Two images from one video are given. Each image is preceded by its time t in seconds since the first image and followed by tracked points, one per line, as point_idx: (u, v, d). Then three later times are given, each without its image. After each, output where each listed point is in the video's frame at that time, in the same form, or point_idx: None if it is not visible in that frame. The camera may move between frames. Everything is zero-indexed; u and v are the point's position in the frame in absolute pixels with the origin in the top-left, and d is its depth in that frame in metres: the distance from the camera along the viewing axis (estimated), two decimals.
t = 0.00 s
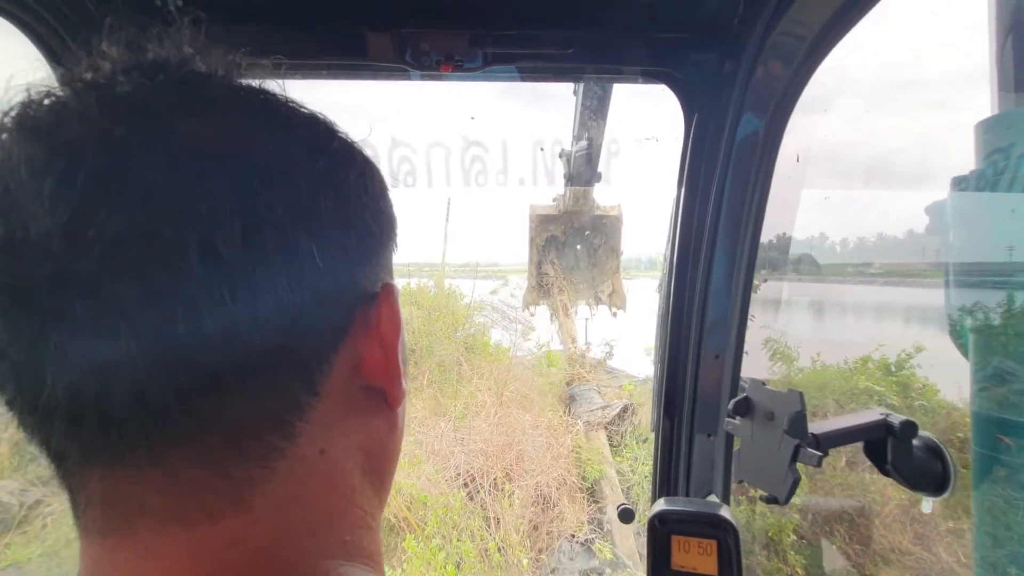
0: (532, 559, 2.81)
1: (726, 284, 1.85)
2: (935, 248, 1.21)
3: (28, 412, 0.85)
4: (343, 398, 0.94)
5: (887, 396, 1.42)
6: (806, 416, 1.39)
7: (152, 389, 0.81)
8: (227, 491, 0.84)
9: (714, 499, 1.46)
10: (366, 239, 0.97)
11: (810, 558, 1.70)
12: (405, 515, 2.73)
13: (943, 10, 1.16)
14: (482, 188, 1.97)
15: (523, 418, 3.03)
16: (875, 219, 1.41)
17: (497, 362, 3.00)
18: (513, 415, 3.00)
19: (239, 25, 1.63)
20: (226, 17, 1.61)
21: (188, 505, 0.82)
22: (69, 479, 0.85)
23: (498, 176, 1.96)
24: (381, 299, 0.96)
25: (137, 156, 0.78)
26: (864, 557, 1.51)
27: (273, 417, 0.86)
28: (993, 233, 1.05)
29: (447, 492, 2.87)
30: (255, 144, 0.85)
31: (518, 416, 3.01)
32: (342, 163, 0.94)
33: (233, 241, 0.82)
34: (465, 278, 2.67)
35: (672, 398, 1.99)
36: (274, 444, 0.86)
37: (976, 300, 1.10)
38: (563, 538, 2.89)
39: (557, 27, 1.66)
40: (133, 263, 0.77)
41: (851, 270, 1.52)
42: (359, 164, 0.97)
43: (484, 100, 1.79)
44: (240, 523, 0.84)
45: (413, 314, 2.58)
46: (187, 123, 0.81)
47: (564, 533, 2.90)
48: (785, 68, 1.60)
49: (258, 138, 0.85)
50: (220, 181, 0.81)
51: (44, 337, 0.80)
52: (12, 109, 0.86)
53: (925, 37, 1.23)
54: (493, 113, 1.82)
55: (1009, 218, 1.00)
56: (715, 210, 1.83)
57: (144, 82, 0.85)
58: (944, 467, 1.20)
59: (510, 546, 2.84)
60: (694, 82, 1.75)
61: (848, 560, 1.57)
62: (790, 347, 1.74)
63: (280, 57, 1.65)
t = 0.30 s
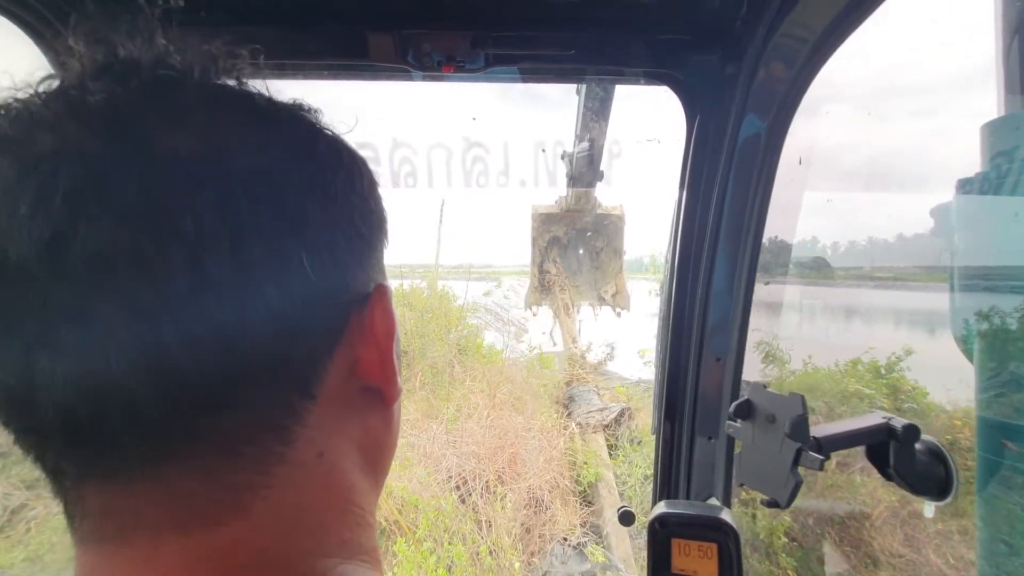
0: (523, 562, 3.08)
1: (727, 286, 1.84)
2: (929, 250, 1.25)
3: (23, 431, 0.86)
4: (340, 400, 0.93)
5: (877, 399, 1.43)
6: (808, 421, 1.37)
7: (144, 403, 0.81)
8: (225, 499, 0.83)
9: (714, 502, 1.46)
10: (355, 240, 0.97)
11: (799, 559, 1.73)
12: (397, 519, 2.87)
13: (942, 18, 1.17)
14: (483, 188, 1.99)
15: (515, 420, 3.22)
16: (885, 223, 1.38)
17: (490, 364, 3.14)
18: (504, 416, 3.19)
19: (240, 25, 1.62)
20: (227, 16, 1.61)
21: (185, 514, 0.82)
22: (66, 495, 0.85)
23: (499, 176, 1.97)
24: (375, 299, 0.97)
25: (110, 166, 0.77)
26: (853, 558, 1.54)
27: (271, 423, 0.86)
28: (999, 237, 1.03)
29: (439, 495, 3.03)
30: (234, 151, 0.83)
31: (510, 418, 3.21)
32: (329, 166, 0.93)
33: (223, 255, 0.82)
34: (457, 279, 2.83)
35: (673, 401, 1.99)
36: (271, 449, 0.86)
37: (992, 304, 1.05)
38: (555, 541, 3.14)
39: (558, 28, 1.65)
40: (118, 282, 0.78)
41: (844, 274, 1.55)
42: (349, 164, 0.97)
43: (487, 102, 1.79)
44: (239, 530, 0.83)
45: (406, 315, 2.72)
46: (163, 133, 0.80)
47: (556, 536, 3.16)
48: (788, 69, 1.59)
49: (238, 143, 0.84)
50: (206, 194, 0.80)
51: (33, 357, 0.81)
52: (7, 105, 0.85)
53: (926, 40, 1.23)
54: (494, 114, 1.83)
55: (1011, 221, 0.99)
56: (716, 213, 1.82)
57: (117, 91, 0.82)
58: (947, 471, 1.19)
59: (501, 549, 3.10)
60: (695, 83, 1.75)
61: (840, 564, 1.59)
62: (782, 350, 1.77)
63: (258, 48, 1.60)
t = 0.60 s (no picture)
0: (513, 564, 3.05)
1: (725, 288, 1.84)
2: (918, 252, 1.26)
3: (16, 445, 0.85)
4: (340, 404, 0.93)
5: (864, 399, 1.45)
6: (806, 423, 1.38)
7: (141, 415, 0.81)
8: (225, 507, 0.83)
9: (710, 505, 1.46)
10: (353, 244, 0.97)
11: (787, 560, 1.75)
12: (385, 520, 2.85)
13: (943, 21, 1.15)
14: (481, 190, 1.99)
15: (505, 420, 3.28)
16: (881, 226, 1.38)
17: (481, 364, 3.22)
18: (494, 417, 3.25)
19: (241, 25, 1.62)
20: (227, 16, 1.61)
21: (186, 523, 0.82)
22: (60, 508, 0.85)
23: (497, 178, 1.98)
24: (374, 304, 0.97)
25: (98, 173, 0.77)
26: (841, 559, 1.55)
27: (269, 431, 0.86)
28: (995, 240, 1.02)
29: (428, 497, 2.99)
30: (231, 157, 0.84)
31: (500, 419, 3.27)
32: (326, 172, 0.94)
33: (220, 273, 0.82)
34: (448, 279, 2.84)
35: (669, 403, 1.98)
36: (271, 458, 0.86)
37: (998, 307, 1.01)
38: (545, 542, 3.21)
39: (557, 30, 1.65)
40: (115, 298, 0.78)
41: (832, 275, 1.57)
42: (347, 167, 0.97)
43: (485, 103, 1.80)
44: (240, 537, 0.83)
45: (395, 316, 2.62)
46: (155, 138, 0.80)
47: (546, 537, 3.23)
48: (786, 72, 1.60)
49: (235, 147, 0.85)
50: (204, 207, 0.81)
51: (26, 374, 0.80)
52: None
53: (925, 40, 1.22)
54: (493, 115, 1.84)
55: (1007, 225, 0.98)
56: (714, 216, 1.83)
57: (102, 95, 0.82)
58: (943, 475, 1.18)
59: (491, 550, 3.10)
60: (694, 84, 1.75)
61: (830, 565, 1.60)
62: (772, 351, 1.80)
63: (248, 42, 1.56)
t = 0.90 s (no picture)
0: (509, 564, 3.12)
1: (721, 287, 1.85)
2: (909, 254, 1.27)
3: (20, 439, 0.85)
4: (340, 401, 0.93)
5: (857, 400, 1.45)
6: (801, 424, 1.39)
7: (145, 412, 0.81)
8: (225, 503, 0.83)
9: (706, 505, 1.47)
10: (354, 243, 0.97)
11: (780, 559, 1.76)
12: (379, 522, 2.77)
13: (937, 25, 1.16)
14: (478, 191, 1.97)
15: (500, 421, 3.27)
16: (873, 227, 1.38)
17: (476, 364, 3.22)
18: (489, 419, 3.23)
19: (240, 26, 1.62)
20: (225, 16, 1.60)
21: (185, 518, 0.81)
22: (61, 502, 0.84)
23: (493, 179, 1.96)
24: (373, 302, 0.98)
25: (112, 177, 0.77)
26: (833, 559, 1.56)
27: (269, 427, 0.86)
28: (988, 242, 1.03)
29: (423, 498, 2.95)
30: (236, 157, 0.84)
31: (495, 420, 3.24)
32: (327, 171, 0.94)
33: (225, 271, 0.82)
34: (444, 280, 2.81)
35: (666, 402, 1.99)
36: (272, 454, 0.86)
37: (994, 308, 1.01)
38: (541, 544, 3.25)
39: (556, 31, 1.65)
40: (121, 297, 0.78)
41: (825, 278, 1.58)
42: (346, 168, 0.97)
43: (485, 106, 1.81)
44: (240, 533, 0.83)
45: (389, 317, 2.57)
46: (170, 144, 0.81)
47: (541, 539, 3.27)
48: (781, 74, 1.61)
49: (239, 151, 0.85)
50: (206, 205, 0.81)
51: (32, 369, 0.80)
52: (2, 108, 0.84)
53: (920, 45, 1.21)
54: (490, 117, 1.84)
55: (1000, 228, 0.99)
56: (710, 216, 1.84)
57: (114, 98, 0.82)
58: (937, 474, 1.19)
59: (486, 552, 3.08)
60: (691, 86, 1.77)
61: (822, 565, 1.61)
62: (765, 352, 1.80)
63: (253, 49, 1.60)
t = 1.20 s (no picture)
0: (504, 564, 3.10)
1: (716, 289, 1.86)
2: (902, 254, 1.28)
3: (8, 445, 0.84)
4: (332, 402, 0.93)
5: (850, 399, 1.46)
6: (796, 422, 1.40)
7: (134, 414, 0.80)
8: (217, 505, 0.82)
9: (701, 504, 1.47)
10: (348, 243, 0.97)
11: (776, 558, 1.77)
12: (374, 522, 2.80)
13: (928, 26, 1.17)
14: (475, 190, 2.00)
15: (495, 421, 3.28)
16: (868, 227, 1.39)
17: (471, 365, 3.16)
18: (483, 418, 3.24)
19: (233, 25, 1.61)
20: (218, 15, 1.59)
21: (177, 522, 0.81)
22: (50, 507, 0.84)
23: (491, 179, 1.97)
24: (367, 302, 0.97)
25: (97, 176, 0.77)
26: (828, 557, 1.57)
27: (260, 429, 0.85)
28: (979, 243, 1.04)
29: (419, 499, 3.03)
30: (226, 157, 0.84)
31: (490, 419, 3.26)
32: (319, 170, 0.94)
33: (215, 268, 0.82)
34: (440, 280, 2.71)
35: (662, 403, 2.00)
36: (264, 456, 0.85)
37: (988, 308, 1.02)
38: (536, 544, 3.23)
39: (552, 31, 1.64)
40: (107, 297, 0.77)
41: (820, 277, 1.59)
42: (339, 168, 0.97)
43: (483, 107, 1.82)
44: (233, 536, 0.83)
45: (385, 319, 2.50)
46: (155, 141, 0.80)
47: (537, 539, 3.26)
48: (776, 75, 1.61)
49: (225, 148, 0.84)
50: (197, 204, 0.80)
51: (19, 371, 0.80)
52: None
53: (913, 47, 1.22)
54: (487, 117, 1.85)
55: (992, 228, 1.00)
56: (706, 217, 1.84)
57: (99, 95, 0.82)
58: (930, 473, 1.20)
59: (482, 552, 3.13)
60: (687, 87, 1.77)
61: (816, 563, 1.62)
62: (758, 352, 1.81)
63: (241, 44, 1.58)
